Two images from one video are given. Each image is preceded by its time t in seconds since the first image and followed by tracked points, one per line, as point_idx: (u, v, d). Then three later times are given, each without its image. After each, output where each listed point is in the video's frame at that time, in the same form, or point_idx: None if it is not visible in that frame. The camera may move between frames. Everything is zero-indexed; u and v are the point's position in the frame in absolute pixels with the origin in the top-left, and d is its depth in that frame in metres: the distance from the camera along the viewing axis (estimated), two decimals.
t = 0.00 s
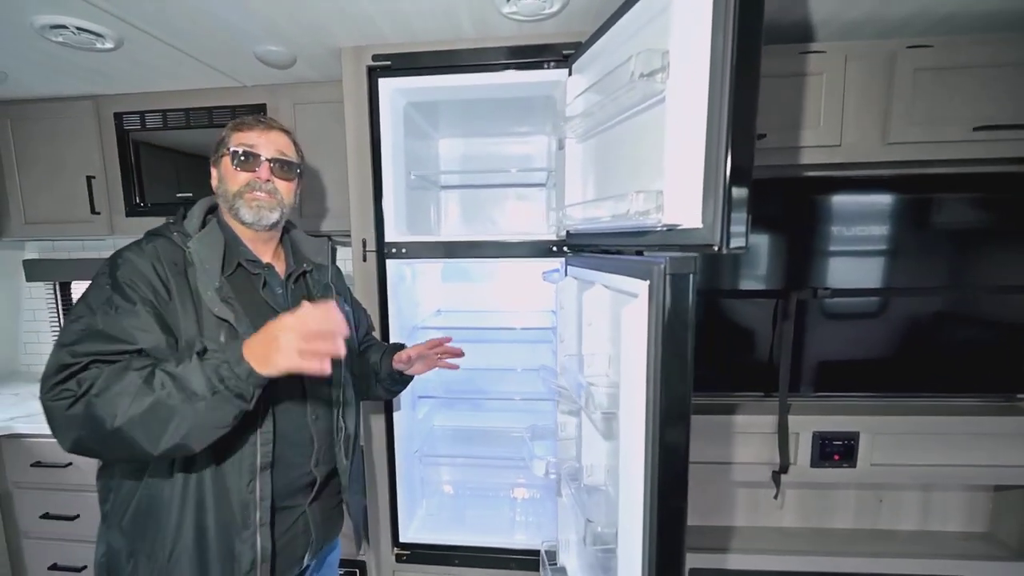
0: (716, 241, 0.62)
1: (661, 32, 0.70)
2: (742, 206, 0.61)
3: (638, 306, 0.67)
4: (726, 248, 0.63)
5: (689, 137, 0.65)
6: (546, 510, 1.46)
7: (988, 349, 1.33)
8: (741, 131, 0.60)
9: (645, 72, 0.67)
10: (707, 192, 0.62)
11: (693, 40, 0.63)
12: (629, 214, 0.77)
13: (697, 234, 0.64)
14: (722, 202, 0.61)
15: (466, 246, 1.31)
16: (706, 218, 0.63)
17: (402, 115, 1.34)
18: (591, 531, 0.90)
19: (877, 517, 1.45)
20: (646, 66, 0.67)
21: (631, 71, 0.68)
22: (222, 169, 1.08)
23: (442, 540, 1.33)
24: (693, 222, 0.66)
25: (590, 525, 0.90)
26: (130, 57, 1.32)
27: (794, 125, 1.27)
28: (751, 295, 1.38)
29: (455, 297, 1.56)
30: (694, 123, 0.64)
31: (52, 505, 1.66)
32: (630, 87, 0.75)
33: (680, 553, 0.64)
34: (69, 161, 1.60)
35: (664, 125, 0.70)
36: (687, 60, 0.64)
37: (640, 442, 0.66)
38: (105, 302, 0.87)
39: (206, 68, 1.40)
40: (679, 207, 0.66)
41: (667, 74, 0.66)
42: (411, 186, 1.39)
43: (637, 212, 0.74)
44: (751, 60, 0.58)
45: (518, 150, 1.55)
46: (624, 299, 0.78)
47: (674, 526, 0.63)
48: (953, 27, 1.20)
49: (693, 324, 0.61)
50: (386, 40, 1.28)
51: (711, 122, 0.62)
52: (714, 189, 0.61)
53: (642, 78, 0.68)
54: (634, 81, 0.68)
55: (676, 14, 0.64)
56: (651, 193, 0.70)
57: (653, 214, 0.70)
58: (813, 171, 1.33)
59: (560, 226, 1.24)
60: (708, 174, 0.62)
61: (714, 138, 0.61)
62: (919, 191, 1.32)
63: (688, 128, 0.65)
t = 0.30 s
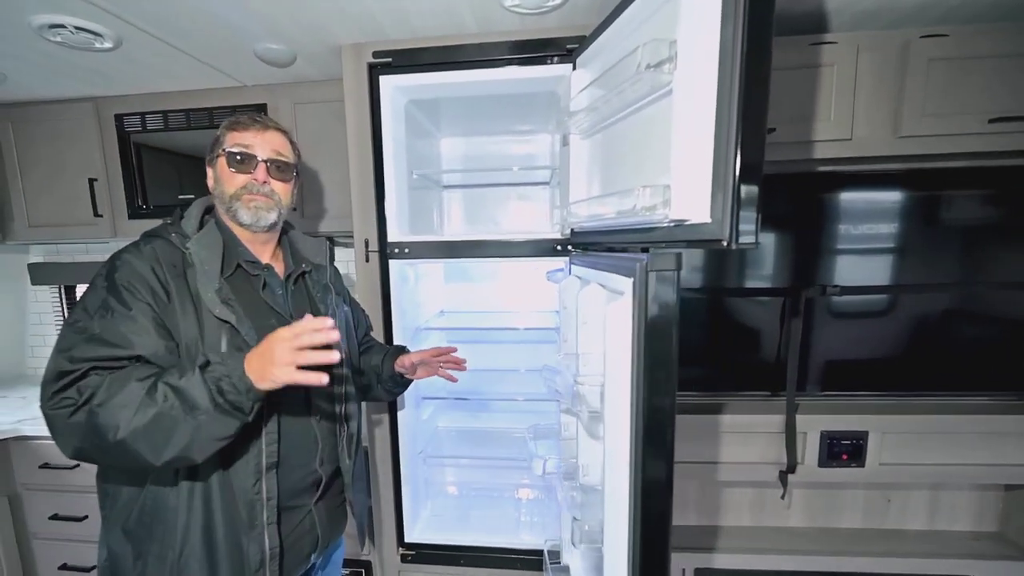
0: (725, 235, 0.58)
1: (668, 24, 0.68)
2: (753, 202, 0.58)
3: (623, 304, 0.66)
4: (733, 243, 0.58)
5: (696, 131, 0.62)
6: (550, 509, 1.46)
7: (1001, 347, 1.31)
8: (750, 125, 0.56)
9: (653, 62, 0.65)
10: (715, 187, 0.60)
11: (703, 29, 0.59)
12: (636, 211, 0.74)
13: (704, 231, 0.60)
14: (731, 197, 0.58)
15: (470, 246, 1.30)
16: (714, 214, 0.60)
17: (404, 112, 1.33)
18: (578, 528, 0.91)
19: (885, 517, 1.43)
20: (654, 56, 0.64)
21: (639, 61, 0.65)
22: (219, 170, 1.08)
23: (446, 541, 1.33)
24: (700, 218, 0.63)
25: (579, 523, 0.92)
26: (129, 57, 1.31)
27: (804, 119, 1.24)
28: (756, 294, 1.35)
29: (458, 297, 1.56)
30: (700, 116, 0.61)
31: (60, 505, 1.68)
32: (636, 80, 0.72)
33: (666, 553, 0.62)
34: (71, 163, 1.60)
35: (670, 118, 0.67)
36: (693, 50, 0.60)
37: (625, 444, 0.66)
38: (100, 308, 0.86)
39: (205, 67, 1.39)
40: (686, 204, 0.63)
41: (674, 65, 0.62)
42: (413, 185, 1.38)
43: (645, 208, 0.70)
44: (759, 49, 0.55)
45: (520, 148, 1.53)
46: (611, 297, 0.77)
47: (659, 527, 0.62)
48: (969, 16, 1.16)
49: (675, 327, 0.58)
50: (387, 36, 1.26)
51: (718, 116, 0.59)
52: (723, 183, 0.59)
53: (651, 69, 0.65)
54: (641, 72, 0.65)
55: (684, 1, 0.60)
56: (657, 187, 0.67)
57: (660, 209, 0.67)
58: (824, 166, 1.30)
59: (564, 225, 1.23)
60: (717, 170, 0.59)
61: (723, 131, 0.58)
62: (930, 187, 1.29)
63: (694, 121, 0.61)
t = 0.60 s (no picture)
0: (727, 234, 0.59)
1: (673, 19, 0.65)
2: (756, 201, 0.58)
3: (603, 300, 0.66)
4: (737, 241, 0.59)
5: (699, 127, 0.61)
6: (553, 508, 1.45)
7: (1004, 345, 1.31)
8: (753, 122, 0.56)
9: (656, 60, 0.63)
10: (717, 184, 0.59)
11: (704, 24, 0.58)
12: (641, 210, 0.73)
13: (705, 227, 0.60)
14: (735, 192, 0.57)
15: (472, 244, 1.30)
16: (718, 211, 0.60)
17: (406, 110, 1.33)
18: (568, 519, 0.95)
19: (887, 514, 1.44)
20: (657, 54, 0.62)
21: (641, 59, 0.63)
22: (217, 170, 1.07)
23: (448, 540, 1.33)
24: (703, 216, 0.63)
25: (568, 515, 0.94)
26: (131, 55, 1.30)
27: (807, 116, 1.24)
28: (757, 291, 1.35)
29: (461, 296, 1.56)
30: (703, 113, 0.61)
31: (63, 504, 1.68)
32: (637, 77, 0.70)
33: (642, 548, 0.61)
34: (73, 162, 1.59)
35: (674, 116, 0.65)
36: (697, 46, 0.59)
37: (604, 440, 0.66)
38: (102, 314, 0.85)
39: (207, 65, 1.39)
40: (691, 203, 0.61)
41: (677, 64, 0.61)
42: (416, 184, 1.38)
43: (648, 206, 0.69)
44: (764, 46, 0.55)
45: (522, 147, 1.53)
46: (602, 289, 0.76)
47: (635, 523, 0.61)
48: (971, 14, 1.16)
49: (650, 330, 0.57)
50: (389, 34, 1.26)
51: (722, 114, 0.58)
52: (726, 179, 0.58)
53: (653, 67, 0.63)
54: (643, 70, 0.63)
55: None
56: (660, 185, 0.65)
57: (663, 208, 0.64)
58: (827, 163, 1.30)
59: (567, 223, 1.22)
60: (719, 166, 0.59)
61: (727, 126, 0.58)
62: (932, 184, 1.29)
63: (696, 119, 0.61)
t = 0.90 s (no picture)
0: (726, 236, 0.60)
1: (670, 26, 0.68)
2: (753, 198, 0.60)
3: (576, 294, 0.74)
4: (734, 244, 0.61)
5: (702, 129, 0.62)
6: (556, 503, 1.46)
7: (989, 340, 1.37)
8: (751, 124, 0.58)
9: (658, 66, 0.66)
10: (718, 186, 0.60)
11: (704, 29, 0.60)
12: (641, 210, 0.74)
13: (704, 230, 0.62)
14: (734, 197, 0.59)
15: (479, 240, 1.31)
16: (717, 213, 0.61)
17: (411, 107, 1.34)
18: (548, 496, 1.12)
19: (879, 504, 1.49)
20: (659, 59, 0.66)
21: (643, 64, 0.67)
22: (217, 165, 1.05)
23: (451, 536, 1.34)
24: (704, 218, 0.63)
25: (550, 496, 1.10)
26: (130, 45, 1.28)
27: (805, 119, 1.29)
28: (758, 287, 1.38)
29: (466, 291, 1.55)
30: (703, 114, 0.62)
31: (53, 505, 1.63)
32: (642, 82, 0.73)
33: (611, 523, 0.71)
34: (66, 153, 1.56)
35: (676, 119, 0.67)
36: (699, 49, 0.61)
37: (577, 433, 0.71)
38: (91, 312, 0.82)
39: (208, 57, 1.37)
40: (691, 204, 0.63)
41: (679, 69, 0.63)
42: (421, 180, 1.38)
43: (650, 207, 0.70)
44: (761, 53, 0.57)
45: (526, 143, 1.54)
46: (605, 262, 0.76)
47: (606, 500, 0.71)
48: (958, 23, 1.21)
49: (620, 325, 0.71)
50: (395, 30, 1.26)
51: (721, 117, 0.60)
52: (725, 184, 0.60)
53: (655, 72, 0.67)
54: (646, 75, 0.67)
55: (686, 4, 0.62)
56: (663, 187, 0.66)
57: (664, 209, 0.66)
58: (824, 164, 1.36)
59: (571, 221, 1.23)
60: (719, 168, 0.60)
61: (727, 130, 0.59)
62: (922, 185, 1.34)
63: (697, 120, 0.62)
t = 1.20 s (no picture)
0: (726, 238, 0.61)
1: (675, 27, 0.68)
2: (753, 200, 0.60)
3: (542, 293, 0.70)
4: (733, 246, 0.61)
5: (705, 130, 0.62)
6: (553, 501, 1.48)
7: (981, 342, 1.39)
8: (753, 123, 0.58)
9: (659, 69, 0.67)
10: (718, 189, 0.61)
11: (706, 34, 0.61)
12: (642, 211, 0.75)
13: (705, 232, 0.63)
14: (733, 201, 0.59)
15: (480, 238, 1.32)
16: (717, 215, 0.62)
17: (414, 104, 1.32)
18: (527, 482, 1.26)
19: (873, 504, 1.51)
20: (661, 63, 0.66)
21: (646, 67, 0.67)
22: (217, 159, 1.04)
23: (449, 535, 1.37)
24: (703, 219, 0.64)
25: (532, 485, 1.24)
26: (130, 38, 1.27)
27: (803, 123, 1.30)
28: (756, 287, 1.39)
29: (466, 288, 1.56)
30: (703, 116, 0.62)
31: (44, 501, 1.61)
32: (643, 85, 0.74)
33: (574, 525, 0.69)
34: (62, 145, 1.54)
35: (675, 122, 0.69)
36: (704, 52, 0.61)
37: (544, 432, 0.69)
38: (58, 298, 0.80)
39: (209, 51, 1.36)
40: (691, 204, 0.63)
41: (681, 73, 0.64)
42: (422, 178, 1.38)
43: (651, 209, 0.71)
44: (762, 54, 0.57)
45: (527, 142, 1.54)
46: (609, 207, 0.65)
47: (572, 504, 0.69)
48: (954, 30, 1.24)
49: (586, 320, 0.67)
50: (398, 28, 1.26)
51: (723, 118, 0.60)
52: (725, 188, 0.60)
53: (657, 75, 0.67)
54: (647, 78, 0.67)
55: (688, 9, 0.63)
56: (664, 189, 0.67)
57: (665, 211, 0.67)
58: (823, 168, 1.37)
59: (573, 221, 1.22)
60: (719, 172, 0.61)
61: (728, 133, 0.59)
62: (918, 189, 1.36)
63: (697, 122, 0.63)
